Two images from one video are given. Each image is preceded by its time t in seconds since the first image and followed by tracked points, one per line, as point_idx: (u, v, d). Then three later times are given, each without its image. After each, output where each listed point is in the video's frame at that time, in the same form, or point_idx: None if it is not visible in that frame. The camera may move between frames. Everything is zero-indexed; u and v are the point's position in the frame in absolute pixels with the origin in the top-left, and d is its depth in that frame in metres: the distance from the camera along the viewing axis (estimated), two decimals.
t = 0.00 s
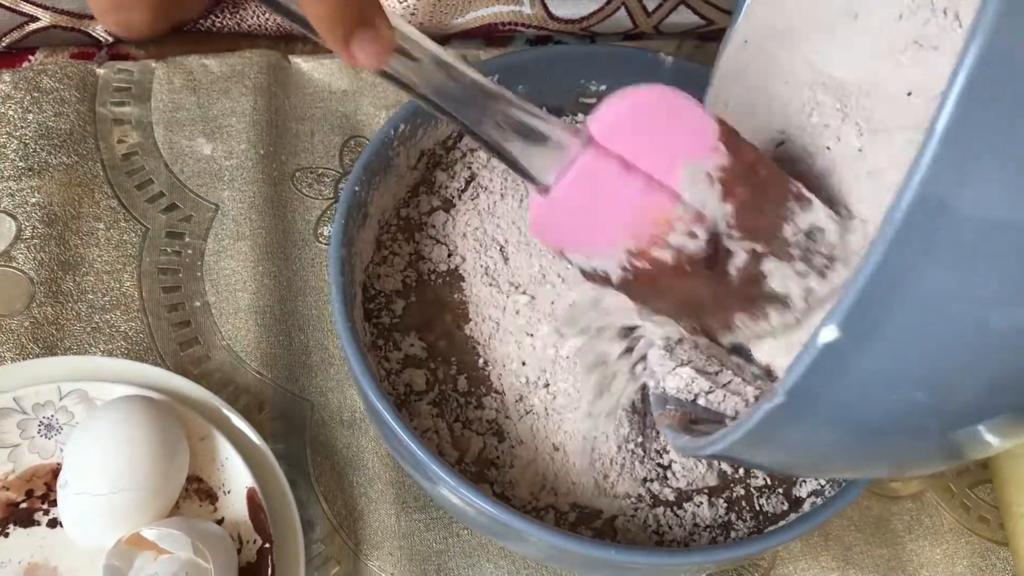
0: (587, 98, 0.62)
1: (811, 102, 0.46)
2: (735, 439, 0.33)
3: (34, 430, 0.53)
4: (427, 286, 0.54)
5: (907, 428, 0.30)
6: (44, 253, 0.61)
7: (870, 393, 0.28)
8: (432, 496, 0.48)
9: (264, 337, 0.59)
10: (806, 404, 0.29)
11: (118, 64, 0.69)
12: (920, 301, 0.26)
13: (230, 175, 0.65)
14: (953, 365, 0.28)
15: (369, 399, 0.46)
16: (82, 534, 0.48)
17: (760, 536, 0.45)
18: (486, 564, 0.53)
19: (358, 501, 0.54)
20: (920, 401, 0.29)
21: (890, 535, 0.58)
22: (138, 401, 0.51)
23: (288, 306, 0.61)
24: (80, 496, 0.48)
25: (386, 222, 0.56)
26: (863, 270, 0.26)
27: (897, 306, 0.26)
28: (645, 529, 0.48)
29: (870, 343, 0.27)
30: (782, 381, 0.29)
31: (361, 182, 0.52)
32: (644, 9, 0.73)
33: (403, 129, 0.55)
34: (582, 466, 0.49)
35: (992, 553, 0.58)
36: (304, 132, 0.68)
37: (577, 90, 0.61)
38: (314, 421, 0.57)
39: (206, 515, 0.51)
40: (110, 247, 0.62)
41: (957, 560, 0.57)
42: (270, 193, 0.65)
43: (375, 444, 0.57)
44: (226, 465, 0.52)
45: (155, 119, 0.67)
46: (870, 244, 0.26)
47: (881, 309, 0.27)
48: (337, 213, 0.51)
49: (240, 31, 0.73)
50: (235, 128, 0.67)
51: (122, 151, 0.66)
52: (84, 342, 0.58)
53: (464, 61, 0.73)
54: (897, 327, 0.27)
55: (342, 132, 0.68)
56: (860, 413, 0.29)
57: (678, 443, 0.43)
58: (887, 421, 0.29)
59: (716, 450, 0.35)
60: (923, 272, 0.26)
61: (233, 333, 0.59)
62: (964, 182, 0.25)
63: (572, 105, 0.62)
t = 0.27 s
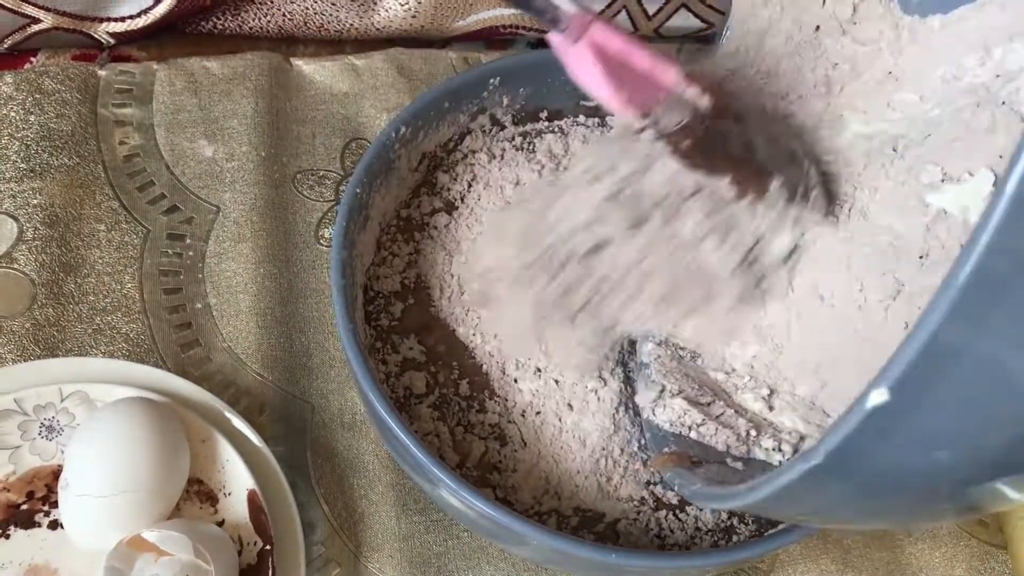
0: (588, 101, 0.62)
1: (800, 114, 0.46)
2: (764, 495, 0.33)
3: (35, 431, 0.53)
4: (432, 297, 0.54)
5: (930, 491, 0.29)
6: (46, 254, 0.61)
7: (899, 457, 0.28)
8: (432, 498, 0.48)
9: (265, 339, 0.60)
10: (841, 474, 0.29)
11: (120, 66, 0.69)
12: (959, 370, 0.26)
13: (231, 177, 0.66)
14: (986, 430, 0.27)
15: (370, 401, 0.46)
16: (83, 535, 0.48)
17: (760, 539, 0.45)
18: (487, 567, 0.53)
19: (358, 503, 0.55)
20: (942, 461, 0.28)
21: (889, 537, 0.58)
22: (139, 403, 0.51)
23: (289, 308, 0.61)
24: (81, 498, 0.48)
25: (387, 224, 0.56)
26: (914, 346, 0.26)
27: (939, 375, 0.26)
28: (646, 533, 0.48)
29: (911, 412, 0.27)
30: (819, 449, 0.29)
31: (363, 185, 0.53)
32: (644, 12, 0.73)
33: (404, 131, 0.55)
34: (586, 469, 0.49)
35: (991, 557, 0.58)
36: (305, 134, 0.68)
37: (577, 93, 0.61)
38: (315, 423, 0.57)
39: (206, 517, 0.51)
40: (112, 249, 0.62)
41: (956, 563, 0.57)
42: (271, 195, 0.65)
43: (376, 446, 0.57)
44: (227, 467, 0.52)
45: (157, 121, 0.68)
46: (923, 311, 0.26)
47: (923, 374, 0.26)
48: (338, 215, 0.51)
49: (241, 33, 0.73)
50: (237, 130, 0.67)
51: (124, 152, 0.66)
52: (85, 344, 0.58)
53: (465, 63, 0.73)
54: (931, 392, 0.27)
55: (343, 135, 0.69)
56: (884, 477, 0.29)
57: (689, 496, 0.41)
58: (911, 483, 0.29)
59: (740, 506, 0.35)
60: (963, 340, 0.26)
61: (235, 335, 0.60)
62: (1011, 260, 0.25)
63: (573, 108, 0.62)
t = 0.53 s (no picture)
0: (590, 97, 0.62)
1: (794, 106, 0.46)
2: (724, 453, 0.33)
3: (36, 426, 0.53)
4: (432, 284, 0.52)
5: (897, 455, 0.29)
6: (46, 249, 0.60)
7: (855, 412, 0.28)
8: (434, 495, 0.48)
9: (266, 335, 0.59)
10: (783, 432, 0.29)
11: (121, 62, 0.69)
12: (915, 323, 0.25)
13: (232, 173, 0.65)
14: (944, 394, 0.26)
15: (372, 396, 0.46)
16: (83, 531, 0.48)
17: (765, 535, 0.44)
18: (488, 564, 0.53)
19: (359, 499, 0.54)
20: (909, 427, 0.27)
21: (892, 535, 0.58)
22: (141, 398, 0.51)
23: (290, 305, 0.61)
24: (81, 493, 0.48)
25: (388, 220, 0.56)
26: (841, 289, 0.25)
27: (881, 322, 0.25)
28: (653, 531, 0.47)
29: (846, 368, 0.27)
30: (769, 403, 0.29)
31: (365, 180, 0.52)
32: (647, 8, 0.73)
33: (407, 127, 0.55)
34: (593, 464, 0.48)
35: (994, 555, 0.57)
36: (307, 130, 0.68)
37: (579, 89, 0.61)
38: (316, 419, 0.57)
39: (207, 513, 0.51)
40: (113, 244, 0.62)
41: (958, 561, 0.57)
42: (272, 191, 0.65)
43: (377, 443, 0.57)
44: (229, 462, 0.52)
45: (158, 116, 0.67)
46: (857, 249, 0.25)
47: (856, 323, 0.26)
48: (340, 211, 0.51)
49: (243, 29, 0.73)
50: (238, 126, 0.67)
51: (125, 148, 0.66)
52: (86, 339, 0.58)
53: (467, 59, 0.73)
54: (873, 341, 0.26)
55: (345, 131, 0.68)
56: (838, 435, 0.28)
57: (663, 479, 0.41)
58: (880, 446, 0.28)
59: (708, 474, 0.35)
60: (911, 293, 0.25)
61: (236, 330, 0.59)
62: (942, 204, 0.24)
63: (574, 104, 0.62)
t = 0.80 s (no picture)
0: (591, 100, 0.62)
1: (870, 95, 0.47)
2: (737, 399, 0.31)
3: (38, 428, 0.53)
4: (430, 287, 0.53)
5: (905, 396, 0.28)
6: (49, 252, 0.61)
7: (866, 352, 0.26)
8: (435, 497, 0.48)
9: (267, 337, 0.60)
10: (807, 364, 0.27)
11: (124, 65, 0.69)
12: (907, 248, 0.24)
13: (234, 175, 0.66)
14: (967, 331, 0.25)
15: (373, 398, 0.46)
16: (86, 533, 0.48)
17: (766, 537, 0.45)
18: (489, 566, 0.53)
19: (361, 501, 0.55)
20: (931, 365, 0.26)
21: (891, 537, 0.58)
22: (143, 400, 0.51)
23: (292, 307, 0.61)
24: (84, 495, 0.48)
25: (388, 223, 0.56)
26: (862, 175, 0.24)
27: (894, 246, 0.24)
28: (655, 534, 0.47)
29: (864, 289, 0.25)
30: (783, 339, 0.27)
31: (366, 183, 0.53)
32: (647, 12, 0.73)
33: (408, 130, 0.55)
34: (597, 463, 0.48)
35: (993, 557, 0.58)
36: (308, 132, 0.68)
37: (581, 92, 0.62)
38: (318, 421, 0.57)
39: (209, 515, 0.51)
40: (115, 246, 0.62)
41: (958, 563, 0.57)
42: (274, 193, 0.65)
43: (378, 445, 0.57)
44: (231, 465, 0.52)
45: (160, 119, 0.68)
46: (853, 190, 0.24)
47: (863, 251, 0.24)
48: (341, 213, 0.51)
49: (245, 32, 0.73)
50: (240, 128, 0.67)
51: (126, 150, 0.66)
52: (88, 341, 0.58)
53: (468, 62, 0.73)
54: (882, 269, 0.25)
55: (346, 134, 0.69)
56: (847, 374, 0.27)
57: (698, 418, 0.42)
58: (875, 381, 0.27)
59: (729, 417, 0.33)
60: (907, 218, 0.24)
61: (237, 332, 0.60)
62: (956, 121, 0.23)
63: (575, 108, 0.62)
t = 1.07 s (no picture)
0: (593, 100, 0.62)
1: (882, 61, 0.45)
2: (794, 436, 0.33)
3: (39, 426, 0.53)
4: (431, 285, 0.52)
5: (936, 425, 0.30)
6: (50, 249, 0.61)
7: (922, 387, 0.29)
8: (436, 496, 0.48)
9: (268, 336, 0.60)
10: (865, 408, 0.29)
11: (125, 63, 0.69)
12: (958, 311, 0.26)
13: (236, 174, 0.66)
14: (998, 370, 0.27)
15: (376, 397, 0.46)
16: (87, 531, 0.48)
17: (767, 538, 0.44)
18: (490, 565, 0.53)
19: (362, 500, 0.54)
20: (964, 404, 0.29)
21: (892, 538, 0.58)
22: (144, 398, 0.51)
23: (293, 305, 0.61)
24: (85, 493, 0.48)
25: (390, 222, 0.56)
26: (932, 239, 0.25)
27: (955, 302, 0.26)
28: (657, 533, 0.47)
29: (929, 336, 0.27)
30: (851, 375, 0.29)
31: (368, 181, 0.53)
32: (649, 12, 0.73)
33: (410, 129, 0.55)
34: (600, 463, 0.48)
35: (994, 558, 0.58)
36: (310, 131, 0.68)
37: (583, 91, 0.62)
38: (319, 420, 0.57)
39: (210, 513, 0.51)
40: (116, 244, 0.62)
41: (959, 564, 0.57)
42: (275, 192, 0.65)
43: (379, 444, 0.57)
44: (232, 463, 0.52)
45: (161, 117, 0.68)
46: (927, 236, 0.26)
47: (931, 300, 0.26)
48: (344, 212, 0.51)
49: (247, 30, 0.73)
50: (242, 127, 0.67)
51: (128, 149, 0.66)
52: (89, 339, 0.58)
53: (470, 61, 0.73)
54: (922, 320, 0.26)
55: (348, 133, 0.69)
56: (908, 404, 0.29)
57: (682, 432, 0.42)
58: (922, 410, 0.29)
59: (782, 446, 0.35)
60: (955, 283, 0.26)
61: (238, 331, 0.60)
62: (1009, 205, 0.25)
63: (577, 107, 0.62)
